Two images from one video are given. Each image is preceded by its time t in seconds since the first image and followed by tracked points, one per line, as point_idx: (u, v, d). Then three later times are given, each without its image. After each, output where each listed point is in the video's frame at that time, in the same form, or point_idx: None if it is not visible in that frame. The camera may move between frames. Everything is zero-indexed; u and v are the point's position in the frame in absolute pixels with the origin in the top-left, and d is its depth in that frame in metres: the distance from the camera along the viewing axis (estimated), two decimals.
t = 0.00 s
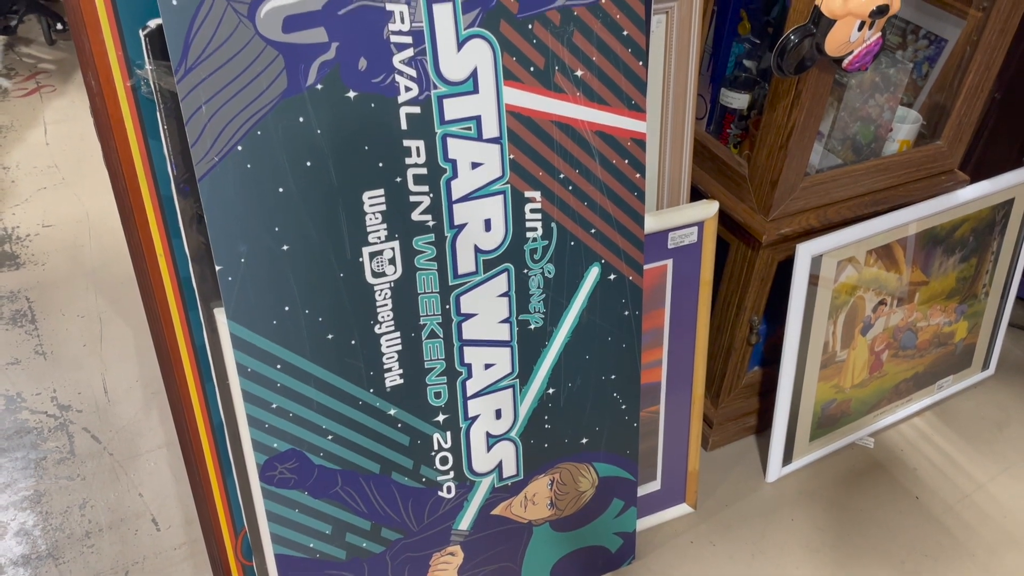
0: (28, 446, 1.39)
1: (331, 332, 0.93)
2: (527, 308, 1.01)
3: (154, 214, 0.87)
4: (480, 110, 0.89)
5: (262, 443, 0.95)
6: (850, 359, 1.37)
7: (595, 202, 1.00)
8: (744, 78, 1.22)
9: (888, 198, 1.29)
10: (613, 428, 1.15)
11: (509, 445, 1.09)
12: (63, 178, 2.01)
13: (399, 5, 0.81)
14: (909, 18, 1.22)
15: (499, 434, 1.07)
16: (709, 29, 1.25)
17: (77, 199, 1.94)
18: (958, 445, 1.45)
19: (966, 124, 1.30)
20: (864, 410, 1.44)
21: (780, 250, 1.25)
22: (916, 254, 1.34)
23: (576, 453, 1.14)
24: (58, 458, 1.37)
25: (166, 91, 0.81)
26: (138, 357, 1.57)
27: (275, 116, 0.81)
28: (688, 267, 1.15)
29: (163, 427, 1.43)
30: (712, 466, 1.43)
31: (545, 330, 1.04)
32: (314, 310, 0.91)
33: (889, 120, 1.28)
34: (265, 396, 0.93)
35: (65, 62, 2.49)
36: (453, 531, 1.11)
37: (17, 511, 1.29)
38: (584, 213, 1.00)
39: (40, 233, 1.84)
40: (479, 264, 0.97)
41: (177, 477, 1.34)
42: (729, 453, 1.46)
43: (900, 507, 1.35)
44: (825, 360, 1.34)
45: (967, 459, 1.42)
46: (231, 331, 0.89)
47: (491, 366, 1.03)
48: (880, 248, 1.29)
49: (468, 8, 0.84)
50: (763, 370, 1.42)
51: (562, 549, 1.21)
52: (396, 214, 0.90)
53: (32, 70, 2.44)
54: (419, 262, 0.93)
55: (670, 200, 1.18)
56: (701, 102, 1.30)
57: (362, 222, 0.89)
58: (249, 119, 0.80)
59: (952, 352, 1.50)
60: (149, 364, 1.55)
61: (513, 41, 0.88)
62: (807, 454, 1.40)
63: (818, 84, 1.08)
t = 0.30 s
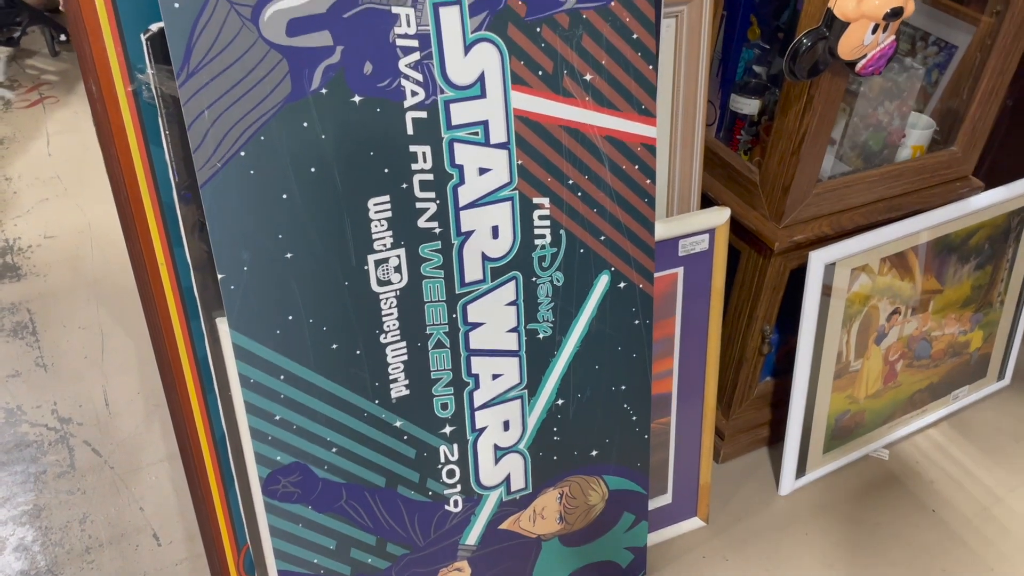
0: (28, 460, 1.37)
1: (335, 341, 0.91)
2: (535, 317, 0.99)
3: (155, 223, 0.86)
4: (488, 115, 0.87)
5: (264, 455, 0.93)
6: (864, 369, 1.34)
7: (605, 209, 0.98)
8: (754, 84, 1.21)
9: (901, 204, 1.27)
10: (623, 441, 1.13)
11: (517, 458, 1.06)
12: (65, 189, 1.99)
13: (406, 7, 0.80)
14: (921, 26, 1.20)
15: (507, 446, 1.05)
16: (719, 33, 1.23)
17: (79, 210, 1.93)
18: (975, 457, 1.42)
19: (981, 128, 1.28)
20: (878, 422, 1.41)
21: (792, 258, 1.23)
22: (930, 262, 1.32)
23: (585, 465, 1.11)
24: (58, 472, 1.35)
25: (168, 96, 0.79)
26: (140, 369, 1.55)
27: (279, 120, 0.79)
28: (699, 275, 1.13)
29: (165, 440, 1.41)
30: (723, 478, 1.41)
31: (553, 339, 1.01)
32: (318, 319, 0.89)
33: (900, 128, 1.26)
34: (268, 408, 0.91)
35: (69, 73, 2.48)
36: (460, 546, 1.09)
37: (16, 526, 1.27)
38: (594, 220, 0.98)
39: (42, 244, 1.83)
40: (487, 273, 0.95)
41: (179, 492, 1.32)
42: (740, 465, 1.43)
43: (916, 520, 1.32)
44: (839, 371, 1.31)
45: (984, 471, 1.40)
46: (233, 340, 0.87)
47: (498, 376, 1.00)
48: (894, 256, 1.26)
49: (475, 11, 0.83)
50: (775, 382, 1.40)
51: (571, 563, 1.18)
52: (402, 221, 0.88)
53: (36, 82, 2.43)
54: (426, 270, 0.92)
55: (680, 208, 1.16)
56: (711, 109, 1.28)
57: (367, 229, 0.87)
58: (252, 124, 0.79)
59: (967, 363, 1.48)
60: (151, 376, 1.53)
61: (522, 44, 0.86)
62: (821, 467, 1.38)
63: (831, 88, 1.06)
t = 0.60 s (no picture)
0: (13, 459, 1.33)
1: (325, 330, 0.86)
2: (536, 305, 0.95)
3: (132, 203, 0.81)
4: (485, 90, 0.83)
5: (252, 450, 0.89)
6: (877, 361, 1.30)
7: (608, 191, 0.93)
8: (763, 65, 1.16)
9: (916, 189, 1.22)
10: (629, 435, 1.08)
11: (517, 453, 1.02)
12: (56, 183, 1.95)
13: None
14: (933, 11, 1.15)
15: (508, 441, 1.00)
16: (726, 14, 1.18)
17: (70, 204, 1.88)
18: (992, 453, 1.37)
19: (999, 108, 1.24)
20: (892, 416, 1.37)
21: (803, 245, 1.18)
22: (945, 249, 1.27)
23: (589, 461, 1.06)
24: (44, 470, 1.31)
25: (144, 69, 0.74)
26: (129, 365, 1.50)
27: (263, 94, 0.75)
28: (707, 262, 1.08)
29: (154, 437, 1.36)
30: (732, 475, 1.36)
31: (555, 328, 0.97)
32: (307, 307, 0.84)
33: (911, 116, 1.21)
34: (256, 401, 0.86)
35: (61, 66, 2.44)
36: (459, 545, 1.04)
37: None
38: (597, 202, 0.93)
39: (31, 239, 1.78)
40: (485, 258, 0.90)
41: (168, 490, 1.27)
42: (749, 461, 1.38)
43: (933, 517, 1.27)
44: (852, 363, 1.26)
45: (1002, 466, 1.35)
46: (217, 329, 0.82)
47: (498, 367, 0.96)
48: (910, 242, 1.22)
49: None
50: (785, 374, 1.35)
51: (574, 563, 1.14)
52: (394, 202, 0.84)
53: (28, 75, 2.39)
54: (421, 254, 0.87)
55: (687, 191, 1.11)
56: (718, 91, 1.24)
57: (358, 211, 0.82)
58: (235, 97, 0.74)
59: (984, 355, 1.43)
60: (140, 372, 1.48)
61: (521, 15, 0.81)
62: (833, 463, 1.33)
63: (845, 66, 1.01)
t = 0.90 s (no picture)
0: (6, 461, 1.31)
1: (319, 325, 0.84)
2: (536, 300, 0.92)
3: (120, 195, 0.79)
4: (482, 77, 0.81)
5: (244, 450, 0.86)
6: (885, 358, 1.27)
7: (609, 182, 0.91)
8: (766, 57, 1.14)
9: (924, 182, 1.20)
10: (632, 434, 1.05)
11: (518, 452, 0.99)
12: (52, 184, 1.93)
13: None
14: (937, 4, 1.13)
15: (508, 439, 0.98)
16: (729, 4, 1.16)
17: (66, 204, 1.86)
18: (1003, 451, 1.34)
19: (1007, 99, 1.21)
20: (900, 414, 1.34)
21: (808, 239, 1.16)
22: (954, 243, 1.24)
23: (591, 460, 1.04)
24: (37, 473, 1.29)
25: (130, 55, 0.72)
26: (124, 366, 1.48)
27: (252, 80, 0.73)
28: (710, 256, 1.06)
29: (150, 439, 1.34)
30: (737, 475, 1.33)
31: (555, 324, 0.94)
32: (300, 301, 0.82)
33: (916, 113, 1.19)
34: (248, 398, 0.84)
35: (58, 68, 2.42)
36: (459, 547, 1.02)
37: None
38: (598, 193, 0.91)
39: (26, 240, 1.77)
40: (483, 251, 0.88)
41: (163, 492, 1.25)
42: (755, 461, 1.36)
43: (943, 517, 1.25)
44: (859, 360, 1.24)
45: (1013, 465, 1.32)
46: (207, 324, 0.80)
47: (497, 364, 0.93)
48: (917, 236, 1.19)
49: None
50: (791, 372, 1.33)
51: (577, 565, 1.11)
52: (389, 193, 0.81)
53: (25, 77, 2.37)
54: (417, 247, 0.85)
55: (690, 184, 1.09)
56: (721, 83, 1.22)
57: (352, 202, 0.80)
58: (223, 84, 0.72)
59: (993, 352, 1.40)
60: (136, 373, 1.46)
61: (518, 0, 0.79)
62: (840, 462, 1.30)
63: (851, 54, 0.99)
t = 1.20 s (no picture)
0: (9, 480, 1.31)
1: (322, 344, 0.84)
2: (537, 317, 0.93)
3: (125, 217, 0.80)
4: (482, 98, 0.82)
5: (247, 468, 0.87)
6: (886, 374, 1.27)
7: (609, 200, 0.92)
8: (764, 75, 1.16)
9: (922, 198, 1.20)
10: (633, 450, 1.06)
11: (519, 469, 1.00)
12: (56, 202, 1.95)
13: None
14: (936, 21, 1.14)
15: (509, 456, 0.98)
16: (726, 23, 1.17)
17: (70, 222, 1.88)
18: (1004, 466, 1.34)
19: (1004, 117, 1.22)
20: (901, 429, 1.34)
21: (807, 256, 1.16)
22: (953, 259, 1.25)
23: (593, 477, 1.04)
24: (40, 491, 1.29)
25: (135, 79, 0.73)
26: (128, 384, 1.48)
27: (256, 103, 0.74)
28: (710, 273, 1.07)
29: (152, 457, 1.34)
30: (739, 491, 1.33)
31: (556, 341, 0.95)
32: (302, 320, 0.83)
33: (914, 129, 1.20)
34: (251, 417, 0.85)
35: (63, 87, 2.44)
36: (460, 564, 1.02)
37: None
38: (597, 212, 0.92)
39: (31, 258, 1.78)
40: (484, 269, 0.89)
41: (166, 510, 1.25)
42: (757, 477, 1.36)
43: (945, 533, 1.25)
44: (859, 375, 1.24)
45: (1015, 480, 1.32)
46: (211, 343, 0.81)
47: (498, 381, 0.94)
48: (916, 252, 1.20)
49: None
50: (792, 388, 1.33)
51: None
52: (391, 213, 0.82)
53: (30, 97, 2.39)
54: (418, 266, 0.86)
55: (689, 202, 1.10)
56: (720, 101, 1.23)
57: (354, 222, 0.81)
58: (227, 107, 0.73)
59: (993, 367, 1.40)
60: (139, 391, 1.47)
61: (517, 23, 0.81)
62: (842, 478, 1.30)
63: (847, 74, 1.00)
